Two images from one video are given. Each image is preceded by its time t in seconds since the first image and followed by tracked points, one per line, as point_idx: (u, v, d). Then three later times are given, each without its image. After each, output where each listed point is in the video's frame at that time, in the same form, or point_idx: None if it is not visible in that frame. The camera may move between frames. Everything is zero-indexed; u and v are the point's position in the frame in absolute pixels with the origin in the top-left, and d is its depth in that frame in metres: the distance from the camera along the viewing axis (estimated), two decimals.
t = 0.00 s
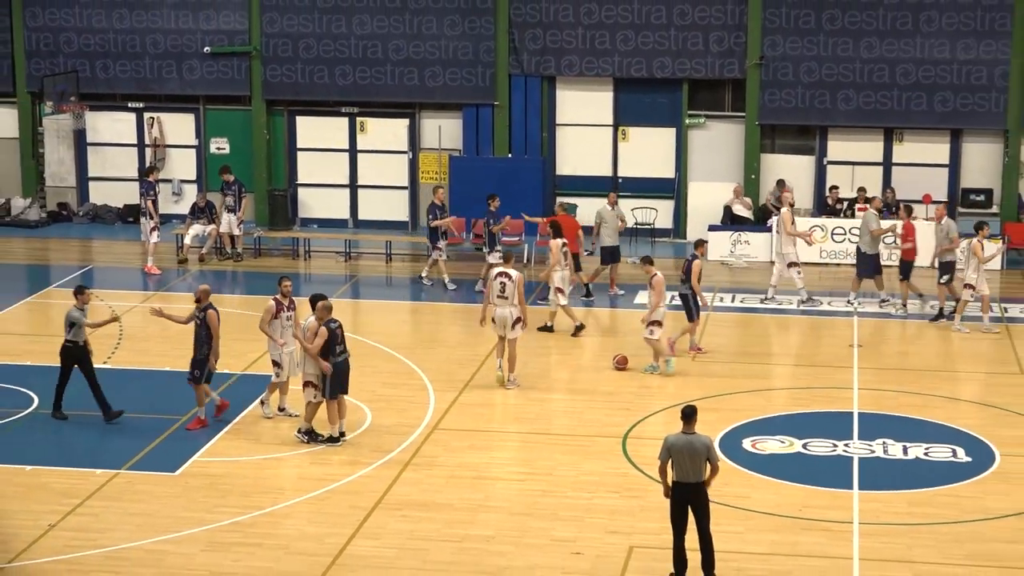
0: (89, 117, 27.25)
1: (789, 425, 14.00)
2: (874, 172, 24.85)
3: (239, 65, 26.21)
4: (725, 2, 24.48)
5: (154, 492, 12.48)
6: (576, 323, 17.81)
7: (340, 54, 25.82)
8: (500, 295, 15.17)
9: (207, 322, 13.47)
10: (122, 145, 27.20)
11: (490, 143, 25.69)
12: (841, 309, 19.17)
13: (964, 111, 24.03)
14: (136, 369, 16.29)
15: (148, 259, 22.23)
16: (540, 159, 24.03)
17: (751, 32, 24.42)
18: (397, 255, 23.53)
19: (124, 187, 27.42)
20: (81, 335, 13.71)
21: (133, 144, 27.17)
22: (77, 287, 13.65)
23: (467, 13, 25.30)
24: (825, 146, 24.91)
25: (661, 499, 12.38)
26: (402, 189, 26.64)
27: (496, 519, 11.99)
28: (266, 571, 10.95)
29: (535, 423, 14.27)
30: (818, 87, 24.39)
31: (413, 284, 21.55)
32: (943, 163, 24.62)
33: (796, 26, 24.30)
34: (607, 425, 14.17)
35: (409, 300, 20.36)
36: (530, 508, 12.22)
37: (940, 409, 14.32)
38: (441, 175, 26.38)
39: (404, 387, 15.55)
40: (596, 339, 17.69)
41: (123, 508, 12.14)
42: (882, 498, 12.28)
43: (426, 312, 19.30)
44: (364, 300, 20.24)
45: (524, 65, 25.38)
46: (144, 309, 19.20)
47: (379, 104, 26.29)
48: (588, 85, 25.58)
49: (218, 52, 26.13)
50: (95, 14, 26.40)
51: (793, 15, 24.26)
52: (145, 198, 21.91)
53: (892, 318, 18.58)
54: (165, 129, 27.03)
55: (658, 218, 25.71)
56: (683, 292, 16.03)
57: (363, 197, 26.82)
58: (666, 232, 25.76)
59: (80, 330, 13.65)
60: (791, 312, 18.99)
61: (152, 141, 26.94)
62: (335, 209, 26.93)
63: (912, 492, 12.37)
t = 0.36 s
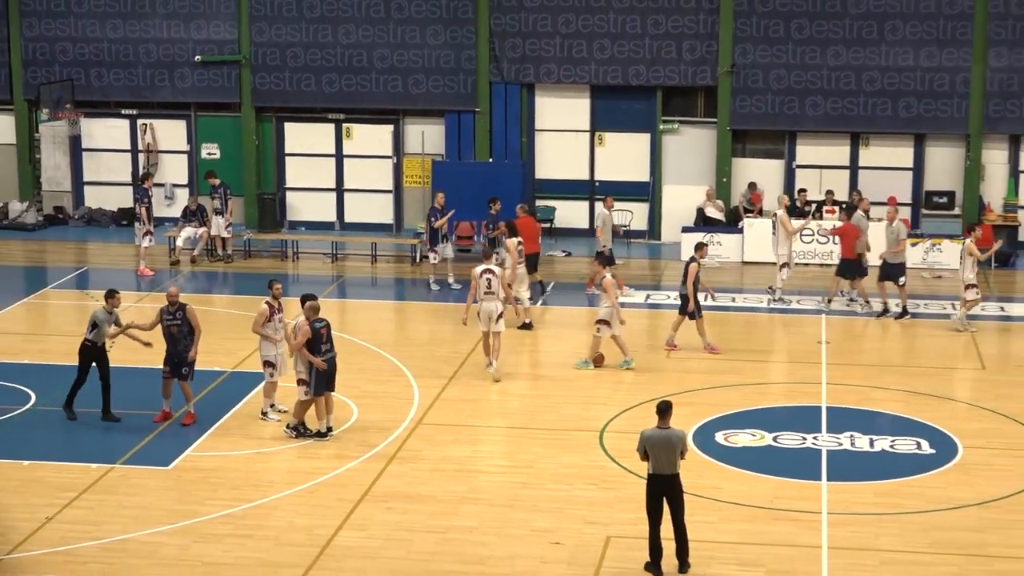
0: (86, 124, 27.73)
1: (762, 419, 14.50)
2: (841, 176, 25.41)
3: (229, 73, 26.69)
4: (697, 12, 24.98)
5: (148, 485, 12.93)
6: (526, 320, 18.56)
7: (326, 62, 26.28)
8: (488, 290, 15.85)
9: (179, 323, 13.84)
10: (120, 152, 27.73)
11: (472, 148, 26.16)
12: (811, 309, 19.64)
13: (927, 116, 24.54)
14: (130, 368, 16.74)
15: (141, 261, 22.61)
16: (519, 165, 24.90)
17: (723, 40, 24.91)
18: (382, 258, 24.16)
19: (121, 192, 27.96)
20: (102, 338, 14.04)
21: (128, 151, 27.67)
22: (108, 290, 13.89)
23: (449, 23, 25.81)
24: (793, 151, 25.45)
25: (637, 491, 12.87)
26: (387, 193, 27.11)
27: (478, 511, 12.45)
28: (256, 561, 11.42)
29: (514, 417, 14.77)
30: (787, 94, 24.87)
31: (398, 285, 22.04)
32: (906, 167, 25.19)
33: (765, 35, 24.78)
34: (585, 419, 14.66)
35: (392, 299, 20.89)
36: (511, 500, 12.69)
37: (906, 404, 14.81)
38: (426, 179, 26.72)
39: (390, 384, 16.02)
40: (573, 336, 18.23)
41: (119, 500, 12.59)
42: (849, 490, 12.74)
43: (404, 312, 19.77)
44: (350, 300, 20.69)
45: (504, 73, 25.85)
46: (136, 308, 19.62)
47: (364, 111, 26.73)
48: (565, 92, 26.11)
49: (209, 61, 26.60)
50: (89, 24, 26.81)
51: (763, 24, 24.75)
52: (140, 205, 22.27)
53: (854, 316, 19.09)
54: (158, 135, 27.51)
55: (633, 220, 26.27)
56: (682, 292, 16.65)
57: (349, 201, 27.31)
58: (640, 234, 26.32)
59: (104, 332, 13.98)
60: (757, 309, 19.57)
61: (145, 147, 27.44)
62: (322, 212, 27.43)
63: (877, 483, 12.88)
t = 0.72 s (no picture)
0: (84, 131, 28.54)
1: (733, 411, 15.15)
2: (805, 179, 26.47)
3: (222, 83, 27.62)
4: (669, 23, 26.19)
5: (145, 477, 13.53)
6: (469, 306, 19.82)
7: (315, 71, 27.29)
8: (467, 283, 16.71)
9: (187, 323, 14.41)
10: (118, 158, 28.58)
11: (454, 154, 27.22)
12: (774, 306, 20.36)
13: (888, 123, 25.73)
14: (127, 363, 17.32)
15: (139, 262, 23.22)
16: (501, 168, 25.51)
17: (693, 51, 26.10)
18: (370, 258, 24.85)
19: (119, 197, 28.79)
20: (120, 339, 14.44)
21: (125, 157, 28.55)
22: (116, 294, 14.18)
23: (432, 34, 26.86)
24: (760, 156, 26.54)
25: (612, 480, 13.52)
26: (373, 197, 28.09)
27: (460, 500, 13.09)
28: (249, 548, 12.04)
29: (495, 410, 15.43)
30: (755, 101, 26.05)
31: (384, 284, 22.66)
32: (868, 171, 26.27)
33: (734, 45, 25.96)
34: (564, 411, 15.31)
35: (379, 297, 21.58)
36: (492, 488, 13.34)
37: (870, 396, 15.49)
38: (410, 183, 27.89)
39: (376, 379, 16.65)
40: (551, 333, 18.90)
41: (117, 491, 13.19)
42: (813, 479, 13.39)
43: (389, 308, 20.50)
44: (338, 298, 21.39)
45: (485, 82, 26.99)
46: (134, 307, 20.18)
47: (351, 119, 27.72)
48: (544, 100, 27.25)
49: (203, 71, 27.54)
50: (88, 36, 27.75)
51: (732, 36, 25.93)
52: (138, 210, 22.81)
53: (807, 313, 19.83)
54: (154, 142, 28.42)
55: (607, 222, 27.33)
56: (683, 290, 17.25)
57: (338, 205, 28.26)
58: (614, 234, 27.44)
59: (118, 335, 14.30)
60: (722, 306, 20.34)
61: (141, 153, 28.33)
62: (312, 215, 28.38)
63: (840, 471, 13.55)
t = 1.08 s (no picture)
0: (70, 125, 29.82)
1: (694, 389, 15.92)
2: (759, 169, 27.99)
3: (204, 78, 28.86)
4: (629, 21, 27.55)
5: (133, 454, 14.20)
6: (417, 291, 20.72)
7: (292, 68, 28.51)
8: (437, 262, 17.98)
9: (194, 307, 15.16)
10: (106, 151, 29.78)
11: (426, 145, 28.59)
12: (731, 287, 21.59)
13: (837, 115, 27.27)
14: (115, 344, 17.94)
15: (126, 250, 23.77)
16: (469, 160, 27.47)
17: (652, 48, 27.50)
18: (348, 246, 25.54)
19: (105, 188, 30.07)
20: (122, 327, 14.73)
21: (111, 149, 29.75)
22: (119, 284, 14.52)
23: (404, 32, 28.12)
24: (717, 146, 28.04)
25: (577, 454, 14.27)
26: (349, 187, 29.39)
27: (434, 474, 13.81)
28: (232, 520, 12.72)
29: (467, 388, 16.18)
30: (711, 95, 27.50)
31: (361, 270, 23.46)
32: (818, 160, 27.86)
33: (691, 42, 27.39)
34: (533, 390, 16.07)
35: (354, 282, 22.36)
36: (464, 463, 14.08)
37: (823, 375, 16.29)
38: (385, 173, 29.09)
39: (354, 359, 17.40)
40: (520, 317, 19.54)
41: (107, 468, 13.86)
42: (767, 453, 14.14)
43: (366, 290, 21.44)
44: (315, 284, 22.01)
45: (454, 77, 28.30)
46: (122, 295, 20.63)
47: (327, 112, 28.96)
48: (511, 94, 28.57)
49: (185, 67, 28.76)
50: (74, 34, 28.98)
51: (689, 33, 27.36)
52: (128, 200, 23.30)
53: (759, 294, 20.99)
54: (139, 135, 29.62)
55: (573, 210, 28.91)
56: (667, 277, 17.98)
57: (315, 195, 29.61)
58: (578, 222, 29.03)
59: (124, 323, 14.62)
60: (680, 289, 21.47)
61: (127, 146, 29.52)
62: (291, 204, 29.70)
63: (793, 445, 14.32)
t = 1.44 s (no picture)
0: (54, 126, 31.24)
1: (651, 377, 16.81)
2: (711, 165, 29.93)
3: (181, 81, 30.30)
4: (587, 25, 29.26)
5: (116, 441, 14.86)
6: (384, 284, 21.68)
7: (266, 71, 30.08)
8: (402, 252, 19.13)
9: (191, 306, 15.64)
10: (87, 151, 31.32)
11: (394, 143, 30.28)
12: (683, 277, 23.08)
13: (785, 114, 29.02)
14: (97, 335, 18.57)
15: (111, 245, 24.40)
16: (434, 160, 29.05)
17: (609, 50, 29.21)
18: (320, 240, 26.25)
19: (87, 185, 31.57)
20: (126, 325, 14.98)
21: (94, 149, 31.29)
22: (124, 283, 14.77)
23: (372, 36, 29.73)
24: (671, 144, 29.94)
25: (539, 437, 15.06)
26: (321, 184, 31.07)
27: (403, 458, 14.55)
28: (211, 502, 13.40)
29: (435, 376, 17.02)
30: (665, 95, 29.27)
31: (332, 263, 24.13)
32: (767, 157, 29.75)
33: (646, 45, 29.11)
34: (498, 379, 16.86)
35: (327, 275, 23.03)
36: (431, 447, 14.84)
37: (774, 362, 17.16)
38: (355, 171, 30.97)
39: (327, 349, 18.19)
40: (487, 305, 21.02)
41: (91, 454, 14.51)
42: (719, 435, 14.94)
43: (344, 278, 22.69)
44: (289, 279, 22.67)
45: (421, 79, 29.95)
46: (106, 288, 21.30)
47: (300, 113, 30.57)
48: (475, 95, 30.38)
49: (163, 70, 30.21)
50: (56, 39, 30.28)
51: (644, 36, 29.06)
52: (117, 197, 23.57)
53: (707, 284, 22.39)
54: (120, 135, 31.09)
55: (534, 205, 30.78)
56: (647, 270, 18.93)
57: (290, 191, 31.22)
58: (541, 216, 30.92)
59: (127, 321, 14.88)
60: (637, 281, 22.92)
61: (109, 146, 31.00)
62: (266, 201, 31.30)
63: (744, 429, 15.13)
